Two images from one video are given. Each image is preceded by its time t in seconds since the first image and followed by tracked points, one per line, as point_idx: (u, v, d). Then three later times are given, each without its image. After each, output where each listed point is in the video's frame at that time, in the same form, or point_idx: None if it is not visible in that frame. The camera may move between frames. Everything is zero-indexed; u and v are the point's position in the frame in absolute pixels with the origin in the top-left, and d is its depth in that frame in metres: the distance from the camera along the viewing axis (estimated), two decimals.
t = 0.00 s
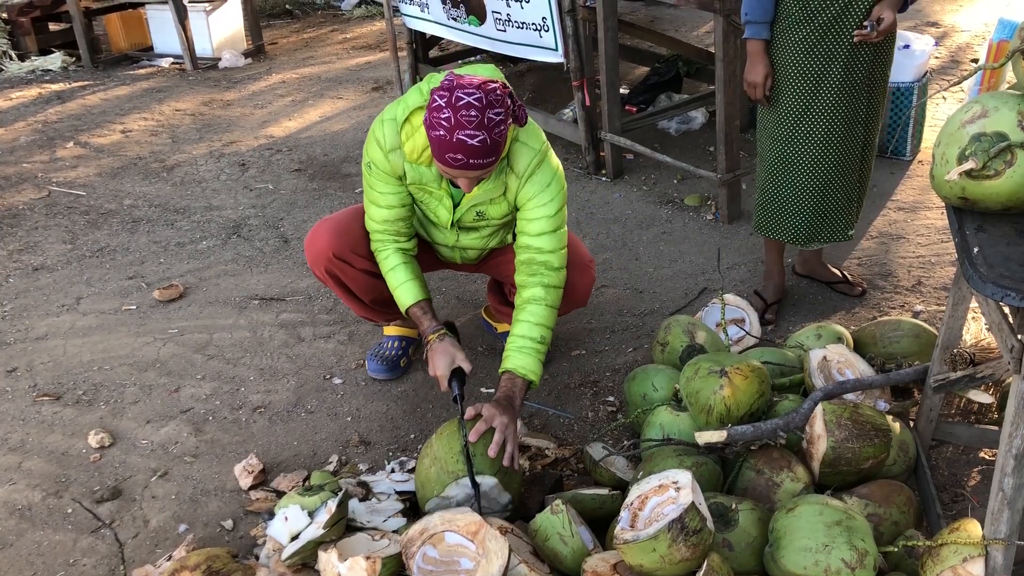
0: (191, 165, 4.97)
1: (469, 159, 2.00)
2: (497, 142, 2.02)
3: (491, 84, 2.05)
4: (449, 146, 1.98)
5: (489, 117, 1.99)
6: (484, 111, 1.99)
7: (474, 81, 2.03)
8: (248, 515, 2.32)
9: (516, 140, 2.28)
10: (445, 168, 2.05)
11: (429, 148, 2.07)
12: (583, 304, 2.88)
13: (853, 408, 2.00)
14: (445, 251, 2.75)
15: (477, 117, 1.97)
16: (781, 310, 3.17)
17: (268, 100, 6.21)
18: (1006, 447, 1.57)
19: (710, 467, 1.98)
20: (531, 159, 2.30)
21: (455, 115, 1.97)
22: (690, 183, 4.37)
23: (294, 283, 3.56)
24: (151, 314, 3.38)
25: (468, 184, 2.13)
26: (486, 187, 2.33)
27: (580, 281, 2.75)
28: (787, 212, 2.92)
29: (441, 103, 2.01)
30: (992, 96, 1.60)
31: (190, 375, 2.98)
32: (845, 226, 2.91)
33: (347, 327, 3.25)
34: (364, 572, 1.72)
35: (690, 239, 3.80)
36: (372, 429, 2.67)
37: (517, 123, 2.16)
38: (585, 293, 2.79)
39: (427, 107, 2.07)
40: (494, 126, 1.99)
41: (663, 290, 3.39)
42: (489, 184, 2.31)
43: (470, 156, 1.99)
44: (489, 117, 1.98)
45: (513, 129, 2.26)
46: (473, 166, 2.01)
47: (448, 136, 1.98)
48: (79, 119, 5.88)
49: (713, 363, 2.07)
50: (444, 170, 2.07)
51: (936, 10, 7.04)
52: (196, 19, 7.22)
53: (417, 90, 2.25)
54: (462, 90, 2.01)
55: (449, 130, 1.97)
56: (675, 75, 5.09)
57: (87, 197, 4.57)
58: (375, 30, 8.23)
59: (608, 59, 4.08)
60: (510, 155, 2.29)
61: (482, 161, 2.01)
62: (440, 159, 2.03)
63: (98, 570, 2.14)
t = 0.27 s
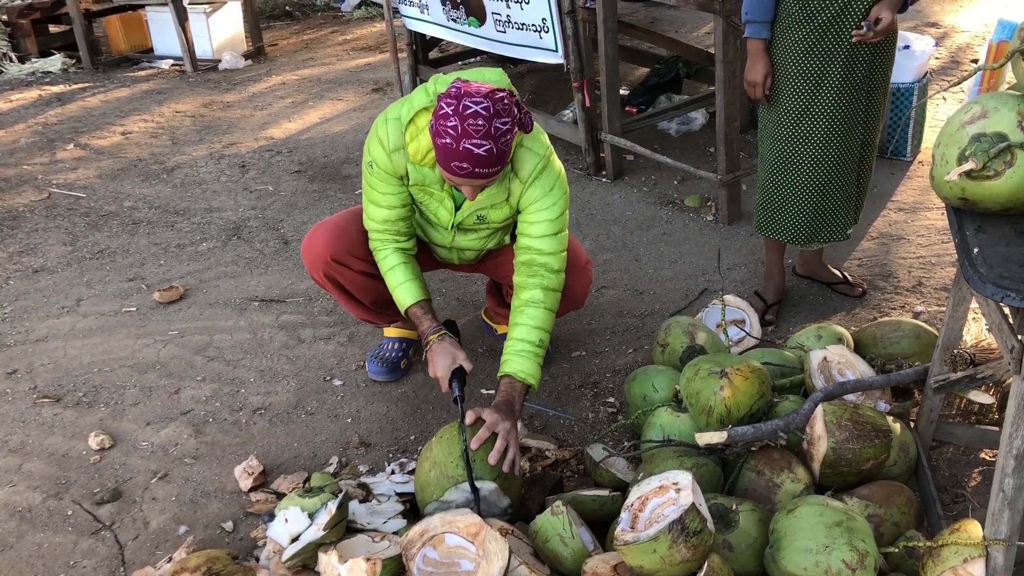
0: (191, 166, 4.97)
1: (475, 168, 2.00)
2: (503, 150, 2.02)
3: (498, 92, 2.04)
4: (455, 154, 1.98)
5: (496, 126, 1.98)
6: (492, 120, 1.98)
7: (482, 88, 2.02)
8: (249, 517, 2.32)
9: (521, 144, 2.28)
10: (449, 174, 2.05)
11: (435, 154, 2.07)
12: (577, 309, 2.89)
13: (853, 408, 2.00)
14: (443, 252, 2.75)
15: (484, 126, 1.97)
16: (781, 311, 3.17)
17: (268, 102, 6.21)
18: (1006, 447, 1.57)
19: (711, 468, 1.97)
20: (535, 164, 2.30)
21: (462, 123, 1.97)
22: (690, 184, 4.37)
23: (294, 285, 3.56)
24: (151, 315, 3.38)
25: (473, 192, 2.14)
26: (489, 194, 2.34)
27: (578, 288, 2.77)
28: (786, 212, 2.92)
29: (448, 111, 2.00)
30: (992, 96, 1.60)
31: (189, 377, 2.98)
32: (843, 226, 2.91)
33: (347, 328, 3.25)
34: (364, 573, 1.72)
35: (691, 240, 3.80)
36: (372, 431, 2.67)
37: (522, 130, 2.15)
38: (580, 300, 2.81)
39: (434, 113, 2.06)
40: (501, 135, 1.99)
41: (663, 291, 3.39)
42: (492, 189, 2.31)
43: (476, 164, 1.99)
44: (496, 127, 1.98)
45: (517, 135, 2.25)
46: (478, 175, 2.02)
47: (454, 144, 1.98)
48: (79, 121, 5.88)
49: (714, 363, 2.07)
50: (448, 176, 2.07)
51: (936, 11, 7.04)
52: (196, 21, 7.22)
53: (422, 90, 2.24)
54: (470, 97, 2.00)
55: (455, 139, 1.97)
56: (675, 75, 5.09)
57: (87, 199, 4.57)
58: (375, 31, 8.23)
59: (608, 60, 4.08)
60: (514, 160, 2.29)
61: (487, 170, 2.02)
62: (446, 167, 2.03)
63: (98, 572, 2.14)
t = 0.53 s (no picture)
0: (190, 168, 4.97)
1: (471, 170, 2.00)
2: (497, 151, 2.02)
3: (487, 93, 2.05)
4: (451, 157, 1.98)
5: (489, 126, 1.99)
6: (484, 121, 1.98)
7: (472, 90, 2.02)
8: (248, 519, 2.32)
9: (516, 139, 2.26)
10: (445, 178, 2.04)
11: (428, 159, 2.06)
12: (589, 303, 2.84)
13: (853, 408, 2.00)
14: (448, 252, 2.75)
15: (477, 128, 1.96)
16: (781, 311, 3.17)
17: (268, 103, 6.21)
18: (1006, 447, 1.57)
19: (710, 469, 1.97)
20: (531, 157, 2.29)
21: (456, 126, 1.97)
22: (689, 185, 4.37)
23: (294, 286, 3.57)
24: (151, 317, 3.38)
25: (469, 194, 2.14)
26: (486, 193, 2.32)
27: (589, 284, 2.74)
28: (787, 212, 2.93)
29: (439, 115, 2.00)
30: (991, 96, 1.60)
31: (190, 379, 2.98)
32: (844, 227, 2.91)
33: (347, 330, 3.25)
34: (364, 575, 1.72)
35: (690, 241, 3.80)
36: (372, 432, 2.67)
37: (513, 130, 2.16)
38: (590, 296, 2.79)
39: (426, 118, 2.05)
40: (494, 135, 1.99)
41: (663, 292, 3.39)
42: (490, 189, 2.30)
43: (472, 166, 1.99)
44: (489, 126, 1.99)
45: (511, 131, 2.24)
46: (474, 176, 2.02)
47: (449, 147, 1.98)
48: (79, 123, 5.88)
49: (713, 364, 2.07)
50: (444, 180, 2.06)
51: (935, 11, 7.04)
52: (196, 23, 7.22)
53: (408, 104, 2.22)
54: (461, 100, 2.00)
55: (450, 141, 1.97)
56: (675, 76, 5.09)
57: (87, 201, 4.57)
58: (375, 33, 8.24)
59: (607, 61, 4.08)
60: (510, 156, 2.27)
61: (483, 171, 2.02)
62: (441, 170, 2.02)
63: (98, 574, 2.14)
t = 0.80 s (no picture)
0: (190, 170, 4.97)
1: (474, 158, 2.00)
2: (499, 138, 2.03)
3: (485, 83, 2.07)
4: (454, 146, 1.97)
5: (489, 114, 2.00)
6: (484, 109, 2.00)
7: (469, 81, 2.04)
8: (248, 520, 2.32)
9: (511, 133, 2.32)
10: (447, 168, 2.03)
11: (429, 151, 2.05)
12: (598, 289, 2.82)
13: (852, 408, 1.99)
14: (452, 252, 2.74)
15: (478, 115, 1.98)
16: (781, 311, 3.17)
17: (268, 104, 6.21)
18: (1005, 447, 1.57)
19: (710, 469, 1.96)
20: (528, 148, 2.35)
21: (457, 114, 1.97)
22: (689, 185, 4.37)
23: (294, 287, 3.56)
24: (151, 319, 3.38)
25: (470, 187, 2.12)
26: (488, 184, 2.31)
27: (600, 269, 2.74)
28: (787, 212, 2.92)
29: (439, 105, 2.00)
30: (990, 96, 1.60)
31: (189, 380, 2.98)
32: (844, 227, 2.91)
33: (347, 331, 3.25)
34: None
35: (690, 241, 3.80)
36: (372, 433, 2.67)
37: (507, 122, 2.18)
38: (602, 282, 2.79)
39: (424, 111, 2.05)
40: (495, 123, 2.01)
41: (662, 292, 3.39)
42: (491, 182, 2.31)
43: (475, 154, 1.99)
44: (490, 114, 2.00)
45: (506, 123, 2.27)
46: (478, 165, 2.01)
47: (451, 137, 1.97)
48: (79, 124, 5.89)
49: (712, 364, 2.07)
50: (445, 171, 2.05)
51: (935, 10, 7.03)
52: (196, 24, 7.22)
53: (400, 110, 2.23)
54: (460, 90, 2.01)
55: (453, 130, 1.96)
56: (675, 76, 5.09)
57: (87, 202, 4.57)
58: (374, 34, 8.24)
59: (607, 61, 4.08)
60: (507, 147, 2.32)
61: (486, 160, 2.01)
62: (443, 161, 2.01)
63: None
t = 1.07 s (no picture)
0: (190, 171, 4.98)
1: (492, 164, 2.01)
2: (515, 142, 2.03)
3: (498, 87, 2.06)
4: (473, 153, 1.97)
5: (506, 118, 2.00)
6: (501, 113, 2.00)
7: (483, 85, 2.03)
8: (248, 521, 2.32)
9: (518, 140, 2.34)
10: (465, 174, 2.03)
11: (445, 158, 2.04)
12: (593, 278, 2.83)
13: (852, 408, 1.99)
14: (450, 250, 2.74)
15: (496, 121, 1.98)
16: (781, 311, 3.16)
17: (268, 105, 6.21)
18: (1005, 447, 1.57)
19: (710, 469, 1.96)
20: (533, 153, 2.37)
21: (475, 120, 1.96)
22: (689, 184, 4.37)
23: (294, 289, 3.57)
24: (151, 320, 3.38)
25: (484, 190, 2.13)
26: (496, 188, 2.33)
27: (594, 255, 2.75)
28: (786, 212, 2.92)
29: (456, 112, 1.99)
30: (988, 95, 1.60)
31: (189, 381, 2.98)
32: (844, 227, 2.91)
33: (347, 331, 3.25)
34: None
35: (690, 241, 3.80)
36: (372, 434, 2.67)
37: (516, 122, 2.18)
38: (597, 270, 2.80)
39: (439, 117, 2.04)
40: (511, 127, 2.01)
41: (662, 292, 3.39)
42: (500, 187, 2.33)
43: (494, 159, 2.00)
44: (507, 119, 2.00)
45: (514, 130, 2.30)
46: (495, 170, 2.02)
47: (470, 143, 1.97)
48: (79, 126, 5.89)
49: (712, 364, 2.07)
50: (462, 176, 2.05)
51: (935, 9, 7.03)
52: (195, 25, 7.23)
53: (406, 116, 2.22)
54: (475, 95, 2.00)
55: (471, 137, 1.96)
56: (675, 76, 5.09)
57: (87, 204, 4.58)
58: (374, 34, 8.24)
59: (606, 61, 4.08)
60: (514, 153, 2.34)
61: (503, 164, 2.03)
62: (462, 168, 2.01)
63: None
